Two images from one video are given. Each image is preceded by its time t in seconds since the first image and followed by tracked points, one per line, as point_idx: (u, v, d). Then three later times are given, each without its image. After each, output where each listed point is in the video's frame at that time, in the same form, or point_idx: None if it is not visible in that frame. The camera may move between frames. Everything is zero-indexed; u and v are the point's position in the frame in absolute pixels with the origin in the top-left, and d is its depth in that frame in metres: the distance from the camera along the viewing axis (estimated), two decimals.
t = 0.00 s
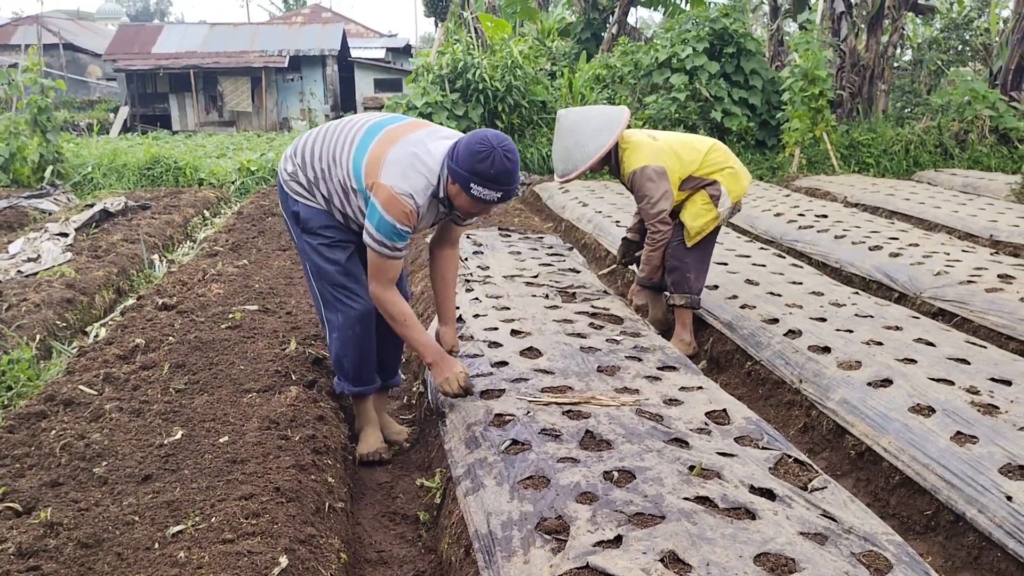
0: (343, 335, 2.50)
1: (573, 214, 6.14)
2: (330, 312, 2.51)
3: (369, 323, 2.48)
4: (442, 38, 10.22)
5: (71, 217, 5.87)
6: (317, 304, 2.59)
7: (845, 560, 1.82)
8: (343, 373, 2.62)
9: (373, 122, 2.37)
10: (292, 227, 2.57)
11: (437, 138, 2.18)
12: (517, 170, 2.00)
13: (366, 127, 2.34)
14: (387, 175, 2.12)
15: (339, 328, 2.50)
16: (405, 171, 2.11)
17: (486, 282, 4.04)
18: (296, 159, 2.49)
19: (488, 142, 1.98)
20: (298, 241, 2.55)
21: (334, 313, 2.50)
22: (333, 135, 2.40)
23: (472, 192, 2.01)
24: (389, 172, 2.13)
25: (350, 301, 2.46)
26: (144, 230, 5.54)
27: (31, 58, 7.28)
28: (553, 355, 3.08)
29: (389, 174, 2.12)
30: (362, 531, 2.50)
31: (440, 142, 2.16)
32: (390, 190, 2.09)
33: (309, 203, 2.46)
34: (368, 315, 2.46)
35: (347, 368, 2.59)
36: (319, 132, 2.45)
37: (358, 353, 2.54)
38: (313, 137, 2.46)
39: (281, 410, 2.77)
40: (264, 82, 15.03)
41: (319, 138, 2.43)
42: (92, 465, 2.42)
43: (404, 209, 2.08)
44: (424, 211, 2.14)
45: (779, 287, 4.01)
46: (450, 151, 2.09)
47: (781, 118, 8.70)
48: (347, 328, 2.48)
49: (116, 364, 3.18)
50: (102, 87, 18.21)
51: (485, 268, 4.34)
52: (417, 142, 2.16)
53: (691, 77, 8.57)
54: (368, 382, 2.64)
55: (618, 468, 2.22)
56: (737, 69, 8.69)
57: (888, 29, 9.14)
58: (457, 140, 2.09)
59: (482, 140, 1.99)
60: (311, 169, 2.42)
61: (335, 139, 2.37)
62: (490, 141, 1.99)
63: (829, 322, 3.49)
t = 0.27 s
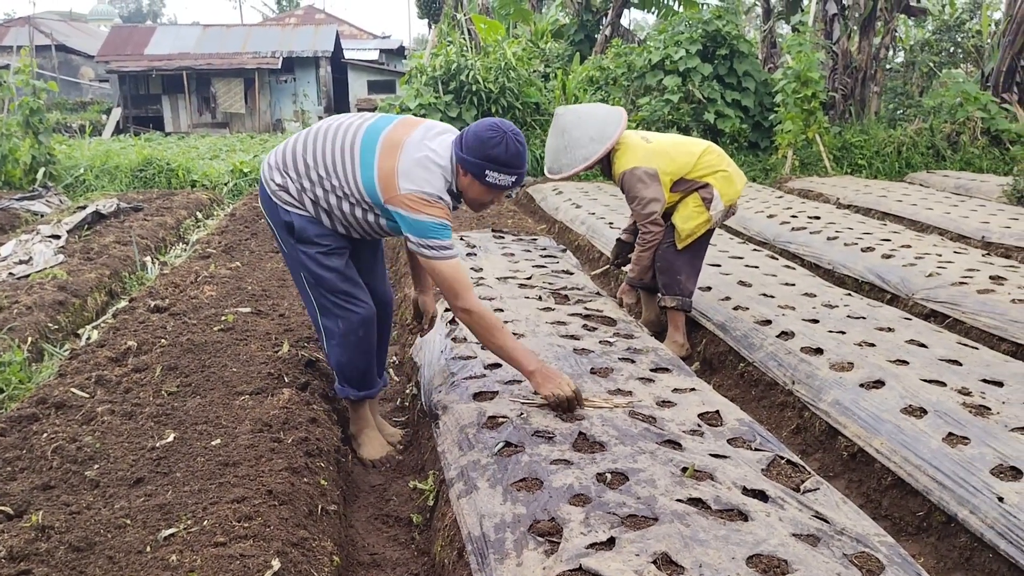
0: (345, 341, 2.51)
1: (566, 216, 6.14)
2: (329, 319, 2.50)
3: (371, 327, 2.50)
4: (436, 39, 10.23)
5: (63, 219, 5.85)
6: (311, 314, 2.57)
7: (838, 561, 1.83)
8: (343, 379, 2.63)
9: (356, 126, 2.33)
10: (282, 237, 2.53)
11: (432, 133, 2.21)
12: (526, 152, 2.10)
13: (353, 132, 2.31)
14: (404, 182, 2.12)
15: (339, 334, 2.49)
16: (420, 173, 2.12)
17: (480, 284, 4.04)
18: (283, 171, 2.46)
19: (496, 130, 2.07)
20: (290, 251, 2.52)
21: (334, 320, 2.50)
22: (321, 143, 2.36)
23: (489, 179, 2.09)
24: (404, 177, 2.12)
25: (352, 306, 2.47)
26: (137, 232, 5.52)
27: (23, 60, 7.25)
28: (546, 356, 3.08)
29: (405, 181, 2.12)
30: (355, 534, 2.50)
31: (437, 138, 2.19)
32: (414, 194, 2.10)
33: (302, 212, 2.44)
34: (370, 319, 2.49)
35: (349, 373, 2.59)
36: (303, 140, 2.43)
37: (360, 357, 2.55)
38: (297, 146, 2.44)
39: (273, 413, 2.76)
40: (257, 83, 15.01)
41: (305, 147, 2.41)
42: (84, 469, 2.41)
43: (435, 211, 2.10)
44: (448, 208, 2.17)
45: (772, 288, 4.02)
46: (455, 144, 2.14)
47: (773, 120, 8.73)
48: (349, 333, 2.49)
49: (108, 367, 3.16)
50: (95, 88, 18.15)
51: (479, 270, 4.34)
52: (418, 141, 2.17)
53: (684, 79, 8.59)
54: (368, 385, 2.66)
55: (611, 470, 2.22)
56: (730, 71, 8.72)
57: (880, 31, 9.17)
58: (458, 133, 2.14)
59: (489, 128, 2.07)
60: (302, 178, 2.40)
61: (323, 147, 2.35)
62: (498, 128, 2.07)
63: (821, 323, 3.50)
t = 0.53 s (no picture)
0: (335, 348, 2.52)
1: (562, 218, 6.15)
2: (318, 327, 2.51)
3: (361, 336, 2.53)
4: (432, 42, 10.24)
5: (58, 223, 5.84)
6: (297, 319, 2.57)
7: (832, 564, 1.83)
8: (330, 386, 2.64)
9: (348, 120, 2.31)
10: (271, 240, 2.51)
11: (429, 123, 2.21)
12: (526, 139, 2.15)
13: (347, 127, 2.30)
14: (407, 173, 2.12)
15: (329, 342, 2.51)
16: (423, 163, 2.12)
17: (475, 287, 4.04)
18: (275, 171, 2.44)
19: (498, 118, 2.11)
20: (279, 255, 2.50)
21: (323, 328, 2.51)
22: (315, 139, 2.34)
23: (491, 166, 2.13)
24: (407, 169, 2.12)
25: (343, 314, 2.49)
26: (132, 235, 5.52)
27: (18, 63, 7.24)
28: (542, 359, 3.08)
29: (408, 173, 2.12)
30: (350, 537, 2.50)
31: (433, 127, 2.20)
32: (418, 186, 2.11)
33: (296, 215, 2.43)
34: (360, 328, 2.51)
35: (338, 379, 2.60)
36: (296, 139, 2.40)
37: (349, 364, 2.57)
38: (290, 146, 2.41)
39: (268, 416, 2.76)
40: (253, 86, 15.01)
41: (298, 146, 2.39)
42: (78, 472, 2.40)
43: (441, 202, 2.11)
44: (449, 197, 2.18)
45: (767, 291, 4.02)
46: (454, 134, 2.16)
47: (769, 123, 8.75)
48: (338, 342, 2.51)
49: (103, 370, 3.16)
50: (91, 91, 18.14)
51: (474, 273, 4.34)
52: (417, 131, 2.17)
53: (679, 82, 8.61)
54: (355, 392, 2.68)
55: (607, 473, 2.22)
56: (726, 74, 8.74)
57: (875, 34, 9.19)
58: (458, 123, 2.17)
59: (491, 116, 2.11)
60: (297, 179, 2.38)
61: (316, 146, 2.34)
62: (499, 116, 2.11)
63: (816, 326, 3.50)
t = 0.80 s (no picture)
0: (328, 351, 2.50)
1: (561, 221, 6.15)
2: (312, 329, 2.49)
3: (354, 340, 2.51)
4: (431, 45, 10.26)
5: (57, 226, 5.83)
6: (291, 321, 2.54)
7: (832, 567, 1.83)
8: (324, 388, 2.62)
9: (348, 114, 2.33)
10: (269, 240, 2.50)
11: (425, 113, 2.24)
12: (524, 125, 2.21)
13: (346, 120, 2.31)
14: (404, 157, 2.13)
15: (322, 345, 2.49)
16: (420, 147, 2.14)
17: (475, 289, 4.04)
18: (274, 169, 2.43)
19: (497, 103, 2.17)
20: (276, 255, 2.48)
21: (316, 331, 2.49)
22: (316, 133, 2.34)
23: (491, 151, 2.17)
24: (404, 156, 2.13)
25: (337, 318, 2.47)
26: (131, 239, 5.51)
27: (17, 66, 7.24)
28: (541, 362, 3.08)
29: (405, 156, 2.13)
30: (349, 541, 2.49)
31: (430, 115, 2.23)
32: (416, 172, 2.11)
33: (295, 214, 2.42)
34: (354, 332, 2.50)
35: (333, 381, 2.59)
36: (295, 136, 2.41)
37: (344, 366, 2.56)
38: (289, 143, 2.41)
39: (267, 419, 2.75)
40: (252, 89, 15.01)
41: (297, 143, 2.39)
42: (77, 476, 2.40)
43: (438, 189, 2.12)
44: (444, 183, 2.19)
45: (766, 293, 4.03)
46: (452, 121, 2.20)
47: (767, 126, 8.76)
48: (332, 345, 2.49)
49: (102, 373, 3.15)
50: (89, 93, 18.14)
51: (473, 276, 4.34)
52: (413, 119, 2.19)
53: (678, 85, 8.62)
54: (349, 396, 2.67)
55: (606, 476, 2.22)
56: (724, 76, 8.76)
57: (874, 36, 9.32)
58: (457, 111, 2.21)
59: (490, 102, 2.16)
60: (297, 177, 2.38)
61: (315, 142, 2.34)
62: (498, 101, 2.17)
63: (815, 328, 3.51)
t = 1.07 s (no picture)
0: (332, 351, 2.52)
1: (561, 223, 6.16)
2: (315, 330, 2.50)
3: (358, 340, 2.53)
4: (431, 47, 10.27)
5: (58, 228, 5.84)
6: (294, 323, 2.56)
7: (833, 570, 1.83)
8: (328, 389, 2.63)
9: (347, 116, 2.35)
10: (272, 242, 2.51)
11: (424, 115, 2.26)
12: (521, 129, 2.20)
13: (346, 122, 2.33)
14: (393, 154, 2.15)
15: (326, 345, 2.50)
16: (410, 145, 2.15)
17: (475, 292, 4.04)
18: (275, 172, 2.45)
19: (494, 105, 2.16)
20: (279, 257, 2.50)
21: (319, 332, 2.50)
22: (317, 135, 2.37)
23: (484, 153, 2.17)
24: (395, 153, 2.15)
25: (340, 320, 2.49)
26: (132, 241, 5.52)
27: (18, 69, 7.25)
28: (542, 365, 3.09)
29: (395, 154, 2.15)
30: (350, 544, 2.49)
31: (428, 117, 2.25)
32: (403, 168, 2.12)
33: (298, 216, 2.44)
34: (357, 333, 2.51)
35: (337, 381, 2.60)
36: (297, 139, 2.43)
37: (348, 366, 2.58)
38: (291, 145, 2.44)
39: (268, 423, 2.76)
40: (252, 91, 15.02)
41: (298, 145, 2.41)
42: (79, 479, 2.40)
43: (422, 186, 2.13)
44: (434, 183, 2.19)
45: (766, 296, 4.03)
46: (448, 122, 2.20)
47: (768, 128, 8.76)
48: (336, 346, 2.51)
49: (103, 377, 3.16)
50: (90, 95, 18.16)
51: (473, 278, 4.35)
52: (410, 119, 2.21)
53: (678, 87, 8.63)
54: (352, 397, 2.68)
55: (607, 479, 2.22)
56: (725, 78, 8.77)
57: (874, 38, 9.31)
58: (454, 113, 2.21)
59: (487, 103, 2.16)
60: (298, 179, 2.40)
61: (317, 144, 2.36)
62: (494, 103, 2.17)
63: (816, 331, 3.51)
